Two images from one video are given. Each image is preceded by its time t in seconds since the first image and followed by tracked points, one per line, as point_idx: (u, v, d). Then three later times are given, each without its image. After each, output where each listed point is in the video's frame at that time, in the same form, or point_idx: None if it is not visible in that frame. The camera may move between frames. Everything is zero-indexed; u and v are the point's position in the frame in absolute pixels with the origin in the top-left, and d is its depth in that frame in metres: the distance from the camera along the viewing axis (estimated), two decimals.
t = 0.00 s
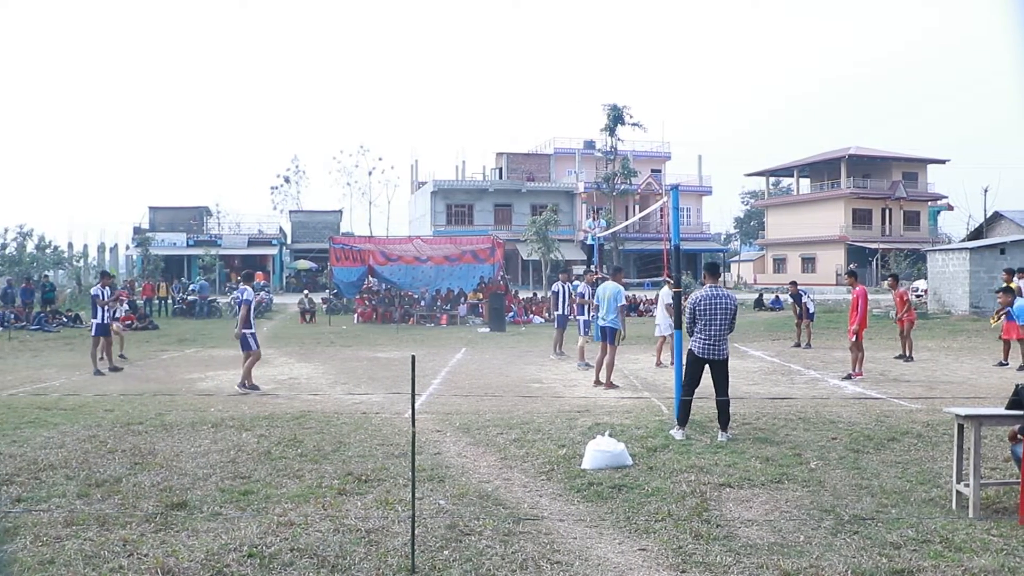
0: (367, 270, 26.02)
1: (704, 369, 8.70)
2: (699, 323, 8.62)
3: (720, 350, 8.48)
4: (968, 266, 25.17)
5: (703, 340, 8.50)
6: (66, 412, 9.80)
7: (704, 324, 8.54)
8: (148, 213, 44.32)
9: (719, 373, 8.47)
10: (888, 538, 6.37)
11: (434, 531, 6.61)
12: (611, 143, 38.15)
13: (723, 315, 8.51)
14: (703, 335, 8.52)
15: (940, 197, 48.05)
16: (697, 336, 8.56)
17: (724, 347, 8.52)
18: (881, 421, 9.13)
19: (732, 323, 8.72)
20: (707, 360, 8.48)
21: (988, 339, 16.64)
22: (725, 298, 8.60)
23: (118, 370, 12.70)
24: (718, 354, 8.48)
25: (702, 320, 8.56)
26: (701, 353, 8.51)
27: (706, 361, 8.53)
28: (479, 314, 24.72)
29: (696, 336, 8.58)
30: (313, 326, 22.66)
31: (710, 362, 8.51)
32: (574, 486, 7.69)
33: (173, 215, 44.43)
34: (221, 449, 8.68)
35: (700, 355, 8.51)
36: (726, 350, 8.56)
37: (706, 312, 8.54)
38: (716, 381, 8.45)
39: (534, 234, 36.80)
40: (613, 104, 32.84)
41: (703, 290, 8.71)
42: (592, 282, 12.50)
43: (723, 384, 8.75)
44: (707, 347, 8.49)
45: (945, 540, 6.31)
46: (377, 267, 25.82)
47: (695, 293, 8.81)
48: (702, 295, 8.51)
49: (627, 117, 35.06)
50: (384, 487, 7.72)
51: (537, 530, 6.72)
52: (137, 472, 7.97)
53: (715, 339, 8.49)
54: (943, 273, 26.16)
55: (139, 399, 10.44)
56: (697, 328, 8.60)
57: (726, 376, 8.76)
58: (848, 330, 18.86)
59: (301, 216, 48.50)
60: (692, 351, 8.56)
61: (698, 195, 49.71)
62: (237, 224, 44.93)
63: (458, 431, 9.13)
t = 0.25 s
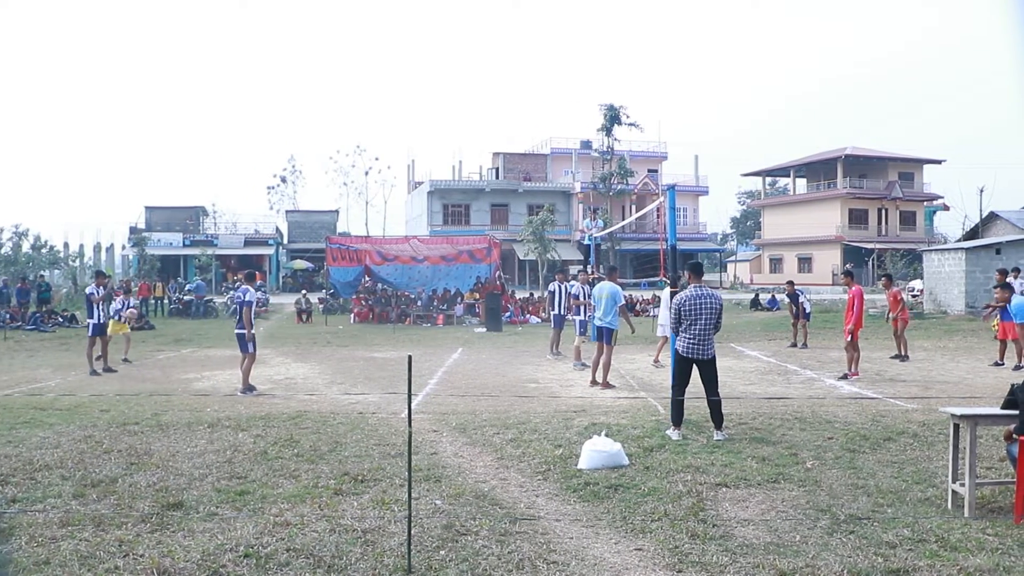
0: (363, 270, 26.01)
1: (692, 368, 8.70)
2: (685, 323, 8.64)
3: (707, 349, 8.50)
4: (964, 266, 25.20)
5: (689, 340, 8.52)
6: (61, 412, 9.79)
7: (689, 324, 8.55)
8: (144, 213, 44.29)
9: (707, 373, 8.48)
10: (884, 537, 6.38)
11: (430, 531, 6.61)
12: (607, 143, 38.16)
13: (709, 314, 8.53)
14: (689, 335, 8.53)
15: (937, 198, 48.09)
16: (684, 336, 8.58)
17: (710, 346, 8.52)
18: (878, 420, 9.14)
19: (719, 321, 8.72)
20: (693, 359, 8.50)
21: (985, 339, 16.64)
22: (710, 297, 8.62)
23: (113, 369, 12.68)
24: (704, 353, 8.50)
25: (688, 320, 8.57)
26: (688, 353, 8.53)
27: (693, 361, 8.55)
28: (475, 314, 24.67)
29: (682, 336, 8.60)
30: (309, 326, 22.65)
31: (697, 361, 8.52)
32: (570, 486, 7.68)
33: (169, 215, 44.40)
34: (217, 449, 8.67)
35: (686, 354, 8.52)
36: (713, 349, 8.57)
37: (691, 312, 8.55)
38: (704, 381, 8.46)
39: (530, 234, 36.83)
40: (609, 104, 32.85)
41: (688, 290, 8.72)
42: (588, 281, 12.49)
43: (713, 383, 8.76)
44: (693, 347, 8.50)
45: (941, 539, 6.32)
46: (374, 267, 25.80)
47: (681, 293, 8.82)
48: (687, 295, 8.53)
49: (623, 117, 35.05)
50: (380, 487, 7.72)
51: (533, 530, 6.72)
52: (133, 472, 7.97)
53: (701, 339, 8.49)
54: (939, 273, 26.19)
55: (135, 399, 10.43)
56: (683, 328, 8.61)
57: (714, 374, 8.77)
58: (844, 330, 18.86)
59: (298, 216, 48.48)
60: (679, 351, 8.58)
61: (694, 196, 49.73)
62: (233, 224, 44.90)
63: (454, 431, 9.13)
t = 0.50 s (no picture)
0: (352, 270, 25.94)
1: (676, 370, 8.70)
2: (663, 324, 8.67)
3: (686, 347, 8.50)
4: (951, 267, 25.32)
5: (667, 340, 8.53)
6: (48, 412, 9.75)
7: (667, 324, 8.58)
8: (133, 213, 44.13)
9: (688, 372, 8.46)
10: (872, 536, 6.39)
11: (419, 532, 6.59)
12: (597, 143, 38.21)
13: (685, 312, 8.55)
14: (666, 335, 8.56)
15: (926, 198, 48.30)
16: (662, 337, 8.60)
17: (689, 345, 8.53)
18: (866, 420, 9.17)
19: (698, 320, 8.73)
20: (673, 359, 8.50)
21: (972, 339, 16.70)
22: (687, 296, 8.65)
23: (101, 369, 12.61)
24: (683, 353, 8.49)
25: (665, 320, 8.60)
26: (667, 353, 8.53)
27: (673, 361, 8.54)
28: (465, 314, 24.70)
29: (661, 337, 8.62)
30: (299, 326, 22.62)
31: (676, 361, 8.52)
32: (559, 486, 7.69)
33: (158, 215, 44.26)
34: (206, 449, 8.64)
35: (665, 354, 8.53)
36: (693, 348, 8.56)
37: (668, 312, 8.58)
38: (685, 380, 8.44)
39: (519, 234, 36.88)
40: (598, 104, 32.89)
41: (665, 291, 8.76)
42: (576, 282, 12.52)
43: (695, 383, 8.74)
44: (672, 346, 8.50)
45: (928, 538, 6.35)
46: (363, 267, 25.74)
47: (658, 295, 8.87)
48: (662, 296, 8.57)
49: (613, 117, 35.10)
50: (369, 487, 7.70)
51: (522, 530, 6.72)
52: (120, 473, 7.93)
53: (679, 337, 8.50)
54: (927, 274, 26.30)
55: (122, 399, 10.39)
56: (661, 329, 8.64)
57: (697, 374, 8.75)
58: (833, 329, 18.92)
59: (287, 215, 48.40)
60: (658, 352, 8.60)
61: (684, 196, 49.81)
62: (223, 224, 44.79)
63: (443, 431, 9.12)
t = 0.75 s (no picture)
0: (334, 270, 25.77)
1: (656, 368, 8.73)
2: (640, 323, 8.70)
3: (664, 346, 8.52)
4: (931, 267, 25.51)
5: (644, 339, 8.56)
6: (27, 413, 9.67)
7: (643, 324, 8.61)
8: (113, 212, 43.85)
9: (665, 370, 8.49)
10: (853, 535, 6.43)
11: (401, 533, 6.57)
12: (580, 143, 38.25)
13: (661, 311, 8.57)
14: (642, 335, 8.59)
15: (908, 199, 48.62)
16: (640, 337, 8.64)
17: (667, 344, 8.55)
18: (846, 419, 9.22)
19: (676, 318, 8.74)
20: (650, 359, 8.53)
21: (950, 338, 16.82)
22: (662, 295, 8.66)
23: (80, 370, 12.51)
24: (660, 351, 8.52)
25: (641, 320, 8.64)
26: (645, 353, 8.57)
27: (651, 360, 8.57)
28: (447, 314, 24.70)
29: (638, 337, 8.66)
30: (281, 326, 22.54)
31: (654, 361, 8.55)
32: (542, 486, 7.69)
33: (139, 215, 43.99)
34: (187, 450, 8.59)
35: (643, 354, 8.57)
36: (671, 346, 8.59)
37: (643, 312, 8.61)
38: (663, 379, 8.48)
39: (502, 234, 36.96)
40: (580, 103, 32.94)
41: (640, 291, 8.79)
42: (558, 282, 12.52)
43: (674, 381, 8.77)
44: (649, 346, 8.54)
45: (908, 536, 6.38)
46: (345, 267, 25.41)
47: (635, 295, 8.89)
48: (636, 296, 8.61)
49: (596, 117, 35.15)
50: (351, 488, 7.68)
51: (505, 530, 6.72)
52: (100, 475, 7.87)
53: (655, 336, 8.53)
54: (907, 274, 26.49)
55: (101, 400, 10.32)
56: (638, 329, 8.68)
57: (676, 373, 8.77)
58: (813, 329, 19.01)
59: (269, 215, 48.23)
60: (636, 352, 8.64)
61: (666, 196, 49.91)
62: (205, 223, 44.56)
63: (425, 431, 9.11)
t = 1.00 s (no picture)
0: (314, 270, 25.79)
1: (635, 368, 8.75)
2: (619, 324, 8.71)
3: (643, 346, 8.54)
4: (909, 267, 25.76)
5: (624, 339, 8.58)
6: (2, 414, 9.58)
7: (622, 324, 8.63)
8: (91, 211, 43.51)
9: (646, 370, 8.51)
10: (831, 534, 6.46)
11: (381, 533, 6.55)
12: (561, 143, 38.30)
13: (641, 311, 8.58)
14: (622, 335, 8.60)
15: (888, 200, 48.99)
16: (620, 336, 8.65)
17: (646, 343, 8.56)
18: (825, 418, 9.28)
19: (655, 318, 8.76)
20: (630, 359, 8.54)
21: (928, 338, 16.95)
22: (642, 295, 8.69)
23: (57, 371, 12.40)
24: (640, 351, 8.53)
25: (620, 320, 8.65)
26: (625, 352, 8.58)
27: (631, 360, 8.58)
28: (429, 314, 24.46)
29: (618, 337, 8.66)
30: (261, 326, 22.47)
31: (634, 360, 8.56)
32: (522, 486, 7.69)
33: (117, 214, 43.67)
34: (166, 451, 8.54)
35: (622, 353, 8.57)
36: (650, 346, 8.61)
37: (623, 312, 8.63)
38: (643, 378, 8.50)
39: (483, 235, 37.05)
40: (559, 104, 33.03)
41: (619, 291, 8.81)
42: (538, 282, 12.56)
43: (655, 381, 8.79)
44: (629, 346, 8.55)
45: (885, 534, 6.43)
46: (325, 267, 25.56)
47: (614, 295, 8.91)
48: (616, 296, 8.62)
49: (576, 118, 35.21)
50: (331, 488, 7.66)
51: (485, 530, 6.71)
52: (77, 476, 7.80)
53: (636, 336, 8.55)
54: (885, 274, 26.71)
55: (78, 401, 10.24)
56: (617, 329, 8.69)
57: (657, 372, 8.80)
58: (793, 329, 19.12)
59: (249, 214, 48.02)
60: (616, 351, 8.64)
61: (646, 196, 50.04)
62: (184, 223, 44.30)
63: (406, 431, 9.10)
